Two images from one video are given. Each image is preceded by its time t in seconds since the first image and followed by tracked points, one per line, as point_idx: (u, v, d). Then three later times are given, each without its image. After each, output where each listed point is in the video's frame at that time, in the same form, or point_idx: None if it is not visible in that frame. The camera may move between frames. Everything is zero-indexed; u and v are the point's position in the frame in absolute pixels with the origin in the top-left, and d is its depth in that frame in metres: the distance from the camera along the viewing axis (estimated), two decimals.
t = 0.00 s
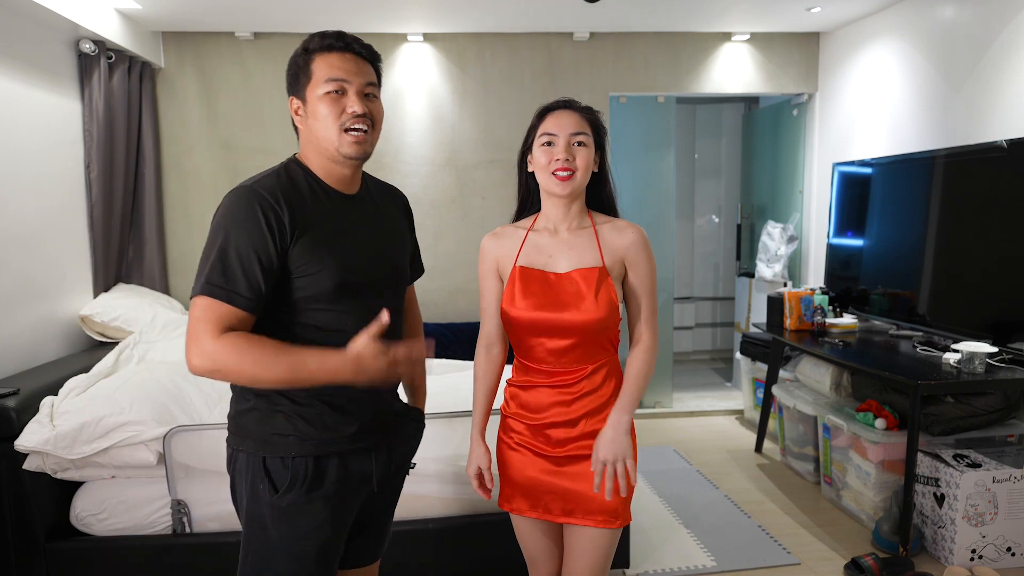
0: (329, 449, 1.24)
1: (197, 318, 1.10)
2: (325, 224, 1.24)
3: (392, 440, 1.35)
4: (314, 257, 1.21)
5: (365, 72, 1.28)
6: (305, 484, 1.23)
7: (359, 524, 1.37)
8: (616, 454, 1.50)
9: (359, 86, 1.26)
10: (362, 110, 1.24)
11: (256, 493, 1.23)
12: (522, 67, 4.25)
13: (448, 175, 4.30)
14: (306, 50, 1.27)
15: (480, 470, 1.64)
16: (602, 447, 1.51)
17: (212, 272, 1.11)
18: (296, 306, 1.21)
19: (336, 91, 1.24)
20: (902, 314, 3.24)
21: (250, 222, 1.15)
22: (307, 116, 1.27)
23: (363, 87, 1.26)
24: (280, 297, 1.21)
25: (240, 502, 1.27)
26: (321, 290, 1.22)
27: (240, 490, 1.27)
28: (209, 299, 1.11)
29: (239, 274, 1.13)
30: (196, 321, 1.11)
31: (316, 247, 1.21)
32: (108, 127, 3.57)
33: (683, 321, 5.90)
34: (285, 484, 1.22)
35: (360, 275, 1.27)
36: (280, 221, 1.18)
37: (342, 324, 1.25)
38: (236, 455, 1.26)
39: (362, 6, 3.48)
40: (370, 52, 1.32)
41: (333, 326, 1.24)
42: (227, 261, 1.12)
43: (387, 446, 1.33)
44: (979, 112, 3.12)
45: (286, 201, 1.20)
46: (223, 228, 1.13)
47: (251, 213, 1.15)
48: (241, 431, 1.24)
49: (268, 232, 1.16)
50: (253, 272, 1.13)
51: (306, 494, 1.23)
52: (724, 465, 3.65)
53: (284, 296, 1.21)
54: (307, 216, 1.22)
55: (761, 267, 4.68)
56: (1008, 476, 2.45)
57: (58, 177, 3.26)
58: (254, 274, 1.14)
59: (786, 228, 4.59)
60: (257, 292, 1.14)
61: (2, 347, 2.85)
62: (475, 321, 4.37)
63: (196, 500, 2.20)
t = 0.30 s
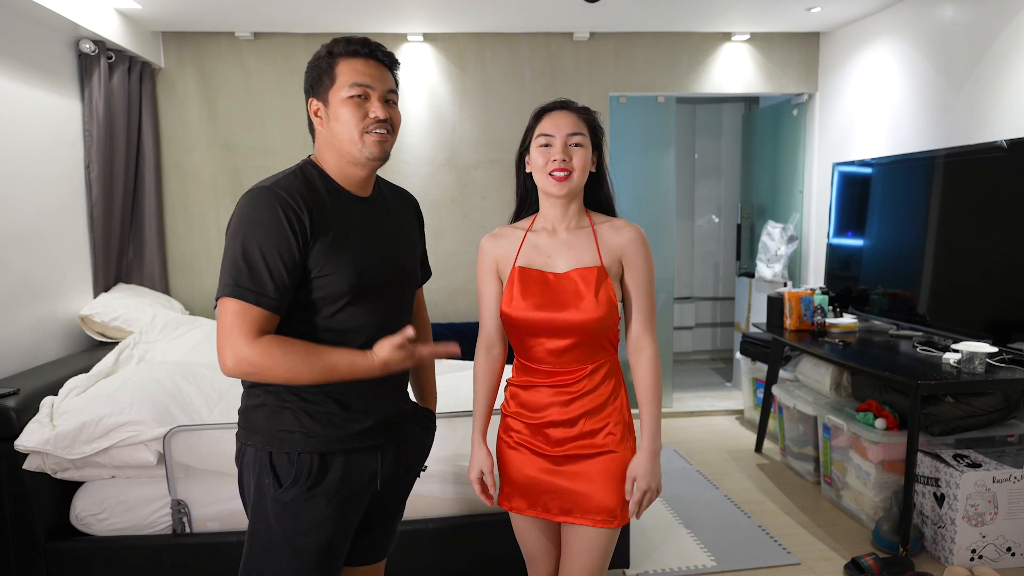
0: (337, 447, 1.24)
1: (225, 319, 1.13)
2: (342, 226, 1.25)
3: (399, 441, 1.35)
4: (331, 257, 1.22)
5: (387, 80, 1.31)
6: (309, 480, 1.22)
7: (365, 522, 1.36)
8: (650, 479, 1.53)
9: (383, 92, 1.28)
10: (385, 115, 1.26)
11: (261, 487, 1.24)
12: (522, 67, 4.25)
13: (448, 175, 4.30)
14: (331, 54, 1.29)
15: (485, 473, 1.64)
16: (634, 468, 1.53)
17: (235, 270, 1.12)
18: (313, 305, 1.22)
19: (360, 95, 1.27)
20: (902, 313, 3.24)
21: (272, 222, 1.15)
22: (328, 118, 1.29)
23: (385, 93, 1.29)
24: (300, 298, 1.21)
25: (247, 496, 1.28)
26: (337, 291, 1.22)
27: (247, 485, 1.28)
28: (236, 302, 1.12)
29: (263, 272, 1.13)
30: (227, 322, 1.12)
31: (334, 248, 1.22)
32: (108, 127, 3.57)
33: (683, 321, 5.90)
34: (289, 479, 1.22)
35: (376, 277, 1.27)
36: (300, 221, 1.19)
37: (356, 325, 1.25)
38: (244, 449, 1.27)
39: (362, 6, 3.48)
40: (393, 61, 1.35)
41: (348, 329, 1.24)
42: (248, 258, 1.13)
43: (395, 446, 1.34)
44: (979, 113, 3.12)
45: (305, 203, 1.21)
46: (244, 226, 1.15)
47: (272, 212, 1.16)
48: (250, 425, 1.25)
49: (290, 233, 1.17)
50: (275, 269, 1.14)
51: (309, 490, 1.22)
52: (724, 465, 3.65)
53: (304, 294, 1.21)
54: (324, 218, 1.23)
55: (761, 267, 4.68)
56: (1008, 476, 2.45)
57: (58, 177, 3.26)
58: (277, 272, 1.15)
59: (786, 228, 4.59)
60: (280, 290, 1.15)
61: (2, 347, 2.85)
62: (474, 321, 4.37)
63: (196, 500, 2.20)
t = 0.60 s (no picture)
0: (341, 449, 1.26)
1: (252, 319, 1.11)
2: (347, 223, 1.24)
3: (400, 441, 1.38)
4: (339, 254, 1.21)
5: (391, 82, 1.31)
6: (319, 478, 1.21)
7: (367, 521, 1.37)
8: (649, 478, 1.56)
9: (387, 94, 1.29)
10: (389, 117, 1.27)
11: (267, 490, 1.19)
12: (522, 67, 4.25)
13: (448, 175, 4.30)
14: (335, 56, 1.29)
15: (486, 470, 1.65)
16: (636, 468, 1.56)
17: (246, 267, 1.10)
18: (322, 303, 1.21)
19: (365, 97, 1.27)
20: (902, 314, 3.24)
21: (282, 218, 1.14)
22: (332, 119, 1.29)
23: (389, 95, 1.29)
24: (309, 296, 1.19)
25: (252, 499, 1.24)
26: (344, 288, 1.21)
27: (251, 487, 1.24)
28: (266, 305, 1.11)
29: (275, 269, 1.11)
30: (253, 324, 1.11)
31: (341, 244, 1.22)
32: (108, 127, 3.57)
33: (683, 321, 5.90)
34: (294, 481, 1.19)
35: (379, 274, 1.27)
36: (308, 217, 1.18)
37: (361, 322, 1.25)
38: (247, 452, 1.24)
39: (362, 6, 3.48)
40: (396, 64, 1.35)
41: (354, 327, 1.24)
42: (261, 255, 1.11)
43: (395, 447, 1.36)
44: (979, 113, 3.12)
45: (312, 199, 1.20)
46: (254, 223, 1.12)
47: (281, 209, 1.14)
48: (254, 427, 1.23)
49: (299, 228, 1.15)
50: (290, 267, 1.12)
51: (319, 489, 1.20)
52: (724, 465, 3.65)
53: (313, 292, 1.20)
54: (330, 215, 1.22)
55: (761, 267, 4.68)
56: (1008, 476, 2.45)
57: (58, 177, 3.26)
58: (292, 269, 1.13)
59: (786, 228, 4.59)
60: (300, 288, 1.13)
61: (2, 347, 2.85)
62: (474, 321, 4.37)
63: (196, 500, 2.20)
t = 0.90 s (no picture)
0: (342, 455, 1.25)
1: (196, 307, 1.08)
2: (335, 223, 1.23)
3: (401, 445, 1.37)
4: (324, 254, 1.20)
5: (380, 80, 1.31)
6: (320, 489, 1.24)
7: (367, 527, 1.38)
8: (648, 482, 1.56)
9: (376, 93, 1.29)
10: (378, 116, 1.27)
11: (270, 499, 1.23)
12: (522, 67, 4.25)
13: (448, 175, 4.30)
14: (324, 55, 1.29)
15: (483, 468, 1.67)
16: (634, 470, 1.56)
17: (220, 266, 1.08)
18: (306, 303, 1.20)
19: (354, 97, 1.27)
20: (902, 314, 3.24)
21: (263, 218, 1.13)
22: (322, 119, 1.29)
23: (379, 93, 1.29)
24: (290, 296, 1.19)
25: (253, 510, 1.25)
26: (330, 289, 1.21)
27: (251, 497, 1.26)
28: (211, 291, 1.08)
29: (249, 268, 1.10)
30: (199, 309, 1.08)
31: (326, 243, 1.21)
32: (108, 127, 3.57)
33: (683, 321, 5.90)
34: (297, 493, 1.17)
35: (369, 275, 1.26)
36: (291, 216, 1.17)
37: (354, 324, 1.24)
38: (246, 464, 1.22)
39: (362, 5, 3.48)
40: (386, 60, 1.35)
41: (344, 327, 1.23)
42: (240, 255, 1.10)
43: (396, 449, 1.36)
44: (979, 113, 3.12)
45: (297, 197, 1.19)
46: (232, 221, 1.11)
47: (263, 209, 1.13)
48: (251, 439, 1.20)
49: (280, 228, 1.14)
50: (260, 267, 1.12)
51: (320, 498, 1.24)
52: (724, 465, 3.65)
53: (296, 292, 1.19)
54: (315, 213, 1.21)
55: (761, 267, 4.68)
56: (1008, 476, 2.45)
57: (58, 177, 3.26)
58: (257, 267, 1.11)
59: (786, 228, 4.59)
60: (257, 291, 1.11)
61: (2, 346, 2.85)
62: (474, 321, 4.37)
63: (195, 500, 2.20)
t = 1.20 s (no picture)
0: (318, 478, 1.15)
1: (190, 331, 1.02)
2: (300, 220, 1.13)
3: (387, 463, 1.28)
4: (290, 254, 1.10)
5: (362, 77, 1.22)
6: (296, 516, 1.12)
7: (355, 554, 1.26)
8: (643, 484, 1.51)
9: (363, 92, 1.21)
10: (369, 118, 1.20)
11: (243, 528, 1.13)
12: (522, 67, 4.25)
13: (448, 175, 4.30)
14: (311, 45, 1.14)
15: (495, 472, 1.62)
16: (628, 471, 1.52)
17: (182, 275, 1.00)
18: (272, 308, 1.10)
19: (349, 95, 1.16)
20: (902, 314, 3.24)
21: (223, 216, 1.04)
22: (310, 116, 1.14)
23: (364, 92, 1.21)
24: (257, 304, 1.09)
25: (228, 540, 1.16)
26: (298, 291, 1.11)
27: (225, 528, 1.16)
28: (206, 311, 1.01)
29: (212, 271, 1.01)
30: (194, 336, 1.01)
31: (293, 241, 1.11)
32: (108, 128, 3.57)
33: (683, 321, 5.90)
34: (270, 517, 1.12)
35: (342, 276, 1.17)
36: (253, 213, 1.07)
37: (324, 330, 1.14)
38: (216, 488, 1.15)
39: (362, 6, 3.48)
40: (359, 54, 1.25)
41: (313, 333, 1.13)
42: (201, 259, 1.01)
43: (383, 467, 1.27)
44: (979, 113, 3.12)
45: (257, 195, 1.09)
46: (193, 225, 1.03)
47: (223, 207, 1.04)
48: (219, 461, 1.14)
49: (243, 227, 1.05)
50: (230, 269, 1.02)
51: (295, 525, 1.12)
52: (724, 465, 3.65)
53: (262, 297, 1.09)
54: (278, 211, 1.11)
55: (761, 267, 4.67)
56: (1008, 476, 2.45)
57: (58, 177, 3.26)
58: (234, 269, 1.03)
59: (786, 228, 4.59)
60: (246, 290, 1.03)
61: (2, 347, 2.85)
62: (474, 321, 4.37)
63: (195, 500, 2.20)
